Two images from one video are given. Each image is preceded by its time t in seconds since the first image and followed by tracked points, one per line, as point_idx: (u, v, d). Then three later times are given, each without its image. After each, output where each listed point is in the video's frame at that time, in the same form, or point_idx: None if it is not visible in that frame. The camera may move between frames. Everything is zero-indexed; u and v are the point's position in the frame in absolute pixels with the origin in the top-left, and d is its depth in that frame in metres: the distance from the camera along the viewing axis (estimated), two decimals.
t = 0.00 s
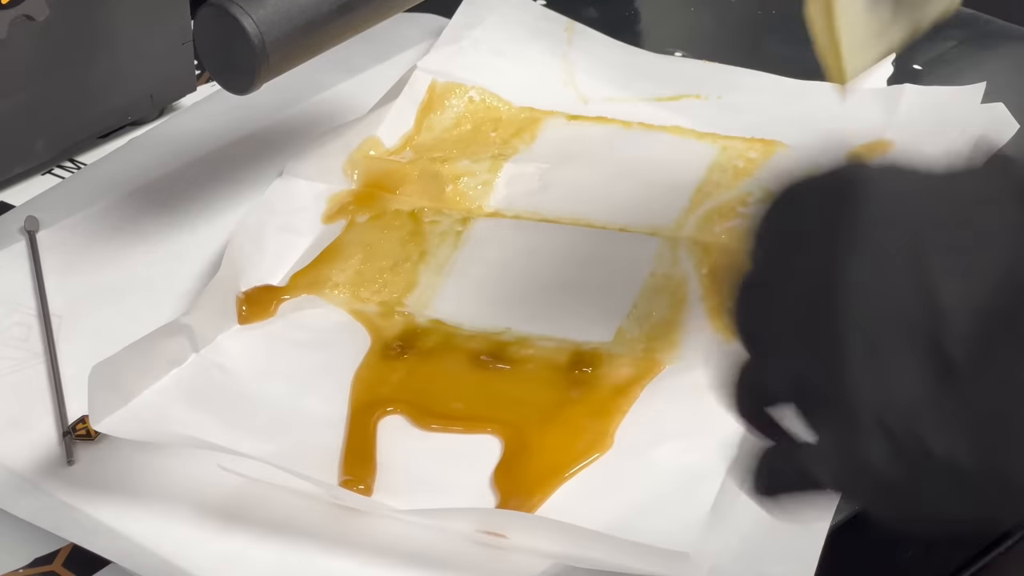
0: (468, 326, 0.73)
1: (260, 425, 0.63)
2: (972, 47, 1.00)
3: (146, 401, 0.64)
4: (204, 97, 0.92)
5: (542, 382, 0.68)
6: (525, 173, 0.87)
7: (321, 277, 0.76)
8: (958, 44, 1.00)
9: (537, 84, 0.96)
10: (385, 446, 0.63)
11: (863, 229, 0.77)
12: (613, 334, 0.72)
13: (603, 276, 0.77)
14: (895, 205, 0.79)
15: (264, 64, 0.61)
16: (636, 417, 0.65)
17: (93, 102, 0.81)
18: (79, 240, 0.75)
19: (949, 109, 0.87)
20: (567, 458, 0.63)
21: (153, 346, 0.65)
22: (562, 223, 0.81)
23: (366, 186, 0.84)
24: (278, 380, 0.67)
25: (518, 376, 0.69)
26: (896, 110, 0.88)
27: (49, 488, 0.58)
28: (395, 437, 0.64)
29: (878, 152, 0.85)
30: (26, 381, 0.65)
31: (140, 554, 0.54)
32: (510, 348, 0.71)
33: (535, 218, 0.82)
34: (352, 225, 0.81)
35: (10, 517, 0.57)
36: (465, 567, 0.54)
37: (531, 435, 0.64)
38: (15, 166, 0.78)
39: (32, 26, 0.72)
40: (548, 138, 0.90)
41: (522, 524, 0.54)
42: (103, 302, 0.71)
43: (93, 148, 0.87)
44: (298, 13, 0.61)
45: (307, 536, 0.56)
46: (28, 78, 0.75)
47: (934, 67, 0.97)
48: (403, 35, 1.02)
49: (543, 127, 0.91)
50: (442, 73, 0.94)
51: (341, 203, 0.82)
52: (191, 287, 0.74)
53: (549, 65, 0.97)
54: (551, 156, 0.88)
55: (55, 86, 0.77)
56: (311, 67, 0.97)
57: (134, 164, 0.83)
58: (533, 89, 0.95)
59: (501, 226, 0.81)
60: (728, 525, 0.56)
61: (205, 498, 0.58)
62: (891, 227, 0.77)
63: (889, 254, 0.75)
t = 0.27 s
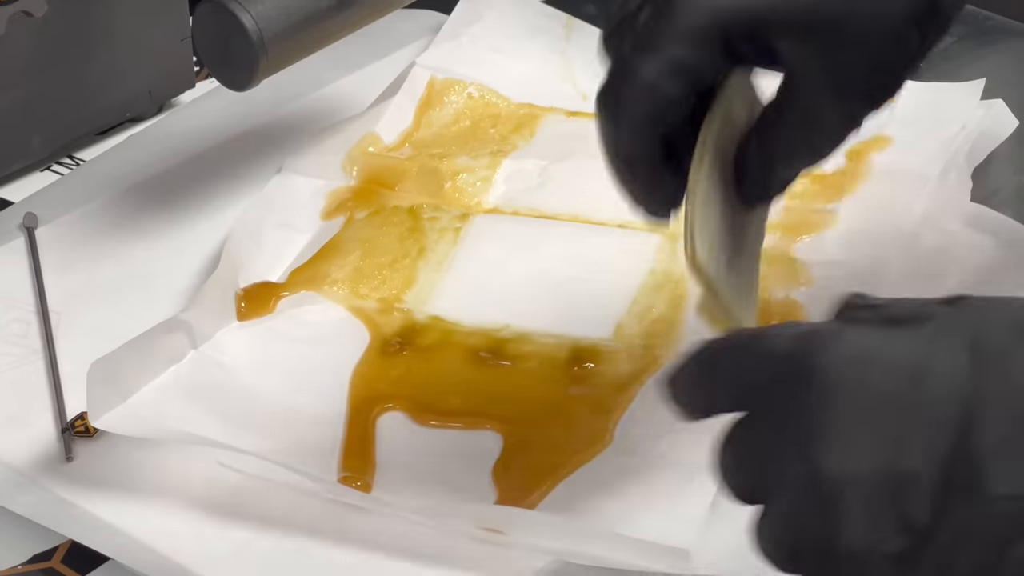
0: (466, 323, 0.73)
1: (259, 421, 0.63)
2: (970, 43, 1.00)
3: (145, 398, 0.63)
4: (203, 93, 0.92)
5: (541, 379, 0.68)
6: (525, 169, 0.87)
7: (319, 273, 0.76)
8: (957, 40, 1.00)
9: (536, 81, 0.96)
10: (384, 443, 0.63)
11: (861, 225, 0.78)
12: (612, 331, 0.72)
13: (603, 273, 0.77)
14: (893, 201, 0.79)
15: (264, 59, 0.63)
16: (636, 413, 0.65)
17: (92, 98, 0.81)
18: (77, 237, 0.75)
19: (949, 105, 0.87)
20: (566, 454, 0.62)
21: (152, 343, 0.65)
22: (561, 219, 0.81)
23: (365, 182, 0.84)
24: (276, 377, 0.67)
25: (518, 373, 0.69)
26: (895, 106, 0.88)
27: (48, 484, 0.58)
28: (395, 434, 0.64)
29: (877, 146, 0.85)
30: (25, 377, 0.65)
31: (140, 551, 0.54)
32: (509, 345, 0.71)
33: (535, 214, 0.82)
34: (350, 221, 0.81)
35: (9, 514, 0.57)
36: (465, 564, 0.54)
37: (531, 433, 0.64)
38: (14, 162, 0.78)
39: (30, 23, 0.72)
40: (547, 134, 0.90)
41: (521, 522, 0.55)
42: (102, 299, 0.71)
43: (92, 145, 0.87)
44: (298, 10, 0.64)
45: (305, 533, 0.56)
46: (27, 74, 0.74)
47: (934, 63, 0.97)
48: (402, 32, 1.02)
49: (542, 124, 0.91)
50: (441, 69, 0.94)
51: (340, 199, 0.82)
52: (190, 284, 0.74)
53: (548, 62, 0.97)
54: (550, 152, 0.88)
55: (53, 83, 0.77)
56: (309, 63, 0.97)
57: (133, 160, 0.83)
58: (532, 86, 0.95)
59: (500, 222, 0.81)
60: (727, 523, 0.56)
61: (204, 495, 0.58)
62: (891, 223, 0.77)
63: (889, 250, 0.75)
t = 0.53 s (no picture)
0: (465, 320, 0.73)
1: (257, 419, 0.63)
2: (970, 39, 1.00)
3: (143, 394, 0.64)
4: (202, 90, 0.92)
5: (540, 376, 0.68)
6: (524, 166, 0.86)
7: (318, 270, 0.76)
8: (956, 36, 1.00)
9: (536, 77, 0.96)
10: (383, 440, 0.63)
11: (860, 220, 0.77)
12: (612, 328, 0.72)
13: (602, 270, 0.76)
14: (894, 196, 0.79)
15: (263, 56, 0.63)
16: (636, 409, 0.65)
17: (92, 94, 0.81)
18: (76, 234, 0.75)
19: (948, 101, 0.87)
20: (565, 452, 0.62)
21: (151, 340, 0.66)
22: (560, 216, 0.81)
23: (365, 178, 0.84)
24: (275, 374, 0.67)
25: (517, 370, 0.69)
26: (895, 102, 0.88)
27: (47, 481, 0.58)
28: (394, 431, 0.64)
29: (874, 145, 0.84)
30: (24, 374, 0.65)
31: (138, 547, 0.54)
32: (509, 342, 0.71)
33: (535, 211, 0.82)
34: (349, 218, 0.81)
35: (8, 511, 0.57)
36: (464, 560, 0.54)
37: (530, 429, 0.64)
38: (14, 158, 0.78)
39: (29, 19, 0.72)
40: (547, 131, 0.90)
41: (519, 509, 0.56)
42: (101, 296, 0.71)
43: (91, 141, 0.87)
44: (296, 7, 0.64)
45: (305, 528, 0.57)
46: (27, 71, 0.74)
47: (934, 58, 0.97)
48: (401, 28, 1.01)
49: (542, 120, 0.91)
50: (440, 66, 0.94)
51: (339, 196, 0.82)
52: (189, 281, 0.74)
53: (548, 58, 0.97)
54: (549, 149, 0.88)
55: (53, 79, 0.77)
56: (308, 60, 0.97)
57: (132, 157, 0.83)
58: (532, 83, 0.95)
59: (500, 219, 0.81)
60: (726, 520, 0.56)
61: (203, 492, 0.58)
62: (891, 218, 0.77)
63: (889, 245, 0.75)
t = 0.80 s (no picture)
0: (465, 318, 0.73)
1: (257, 418, 0.63)
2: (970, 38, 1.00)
3: (144, 393, 0.63)
4: (201, 89, 0.92)
5: (540, 374, 0.68)
6: (523, 165, 0.86)
7: (318, 268, 0.76)
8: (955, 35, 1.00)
9: (535, 76, 0.95)
10: (383, 439, 0.63)
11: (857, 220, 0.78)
12: (611, 326, 0.72)
13: (602, 268, 0.76)
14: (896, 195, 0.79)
15: (263, 55, 0.63)
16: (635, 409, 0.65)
17: (91, 93, 0.81)
18: (76, 232, 0.75)
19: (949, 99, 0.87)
20: (564, 452, 0.63)
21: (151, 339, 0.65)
22: (559, 214, 0.81)
23: (365, 177, 0.84)
24: (274, 373, 0.67)
25: (517, 368, 0.69)
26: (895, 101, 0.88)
27: (47, 480, 0.58)
28: (394, 430, 0.64)
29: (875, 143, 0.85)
30: (24, 373, 0.65)
31: (138, 547, 0.54)
32: (509, 341, 0.71)
33: (535, 209, 0.82)
34: (349, 217, 0.81)
35: (8, 510, 0.57)
36: (463, 558, 0.54)
37: (530, 428, 0.64)
38: (14, 158, 0.78)
39: (29, 18, 0.72)
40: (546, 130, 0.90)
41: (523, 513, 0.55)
42: (101, 295, 0.71)
43: (91, 140, 0.87)
44: (296, 5, 0.64)
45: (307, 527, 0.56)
46: (27, 70, 0.74)
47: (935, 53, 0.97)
48: (401, 27, 1.01)
49: (541, 119, 0.91)
50: (439, 64, 0.94)
51: (338, 195, 0.82)
52: (189, 280, 0.74)
53: (548, 57, 0.97)
54: (549, 148, 0.88)
55: (53, 79, 0.77)
56: (308, 59, 0.97)
57: (132, 156, 0.83)
58: (531, 81, 0.95)
59: (500, 217, 0.81)
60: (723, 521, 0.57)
61: (203, 490, 0.58)
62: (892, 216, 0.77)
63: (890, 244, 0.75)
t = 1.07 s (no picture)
0: (465, 317, 0.73)
1: (257, 417, 0.63)
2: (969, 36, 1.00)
3: (144, 391, 0.63)
4: (201, 88, 0.92)
5: (540, 372, 0.68)
6: (523, 164, 0.86)
7: (319, 267, 0.76)
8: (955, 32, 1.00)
9: (536, 75, 0.96)
10: (383, 438, 0.64)
11: (858, 219, 0.78)
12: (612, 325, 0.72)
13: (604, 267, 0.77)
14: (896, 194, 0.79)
15: (263, 54, 0.63)
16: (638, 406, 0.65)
17: (91, 93, 0.81)
18: (76, 231, 0.75)
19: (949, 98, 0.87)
20: (564, 450, 0.63)
21: (150, 336, 0.65)
22: (560, 213, 0.81)
23: (365, 176, 0.84)
24: (275, 372, 0.67)
25: (517, 367, 0.69)
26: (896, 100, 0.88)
27: (47, 479, 0.58)
28: (395, 429, 0.64)
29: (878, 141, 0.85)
30: (25, 372, 0.65)
31: (138, 545, 0.54)
32: (509, 340, 0.71)
33: (535, 208, 0.82)
34: (349, 216, 0.81)
35: (8, 508, 0.57)
36: (462, 557, 0.54)
37: (530, 428, 0.64)
38: (14, 158, 0.79)
39: (30, 18, 0.72)
40: (546, 129, 0.90)
41: (523, 515, 0.53)
42: (102, 294, 0.71)
43: (91, 140, 0.87)
44: (297, 5, 0.64)
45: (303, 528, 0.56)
46: (27, 69, 0.74)
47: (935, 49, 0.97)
48: (401, 25, 1.01)
49: (542, 118, 0.91)
50: (439, 64, 0.93)
51: (339, 194, 0.82)
52: (189, 278, 0.74)
53: (548, 56, 0.97)
54: (549, 147, 0.88)
55: (53, 78, 0.77)
56: (308, 58, 0.96)
57: (133, 155, 0.83)
58: (532, 81, 0.95)
59: (500, 216, 0.81)
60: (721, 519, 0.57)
61: (203, 489, 0.58)
62: (891, 215, 0.77)
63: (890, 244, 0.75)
